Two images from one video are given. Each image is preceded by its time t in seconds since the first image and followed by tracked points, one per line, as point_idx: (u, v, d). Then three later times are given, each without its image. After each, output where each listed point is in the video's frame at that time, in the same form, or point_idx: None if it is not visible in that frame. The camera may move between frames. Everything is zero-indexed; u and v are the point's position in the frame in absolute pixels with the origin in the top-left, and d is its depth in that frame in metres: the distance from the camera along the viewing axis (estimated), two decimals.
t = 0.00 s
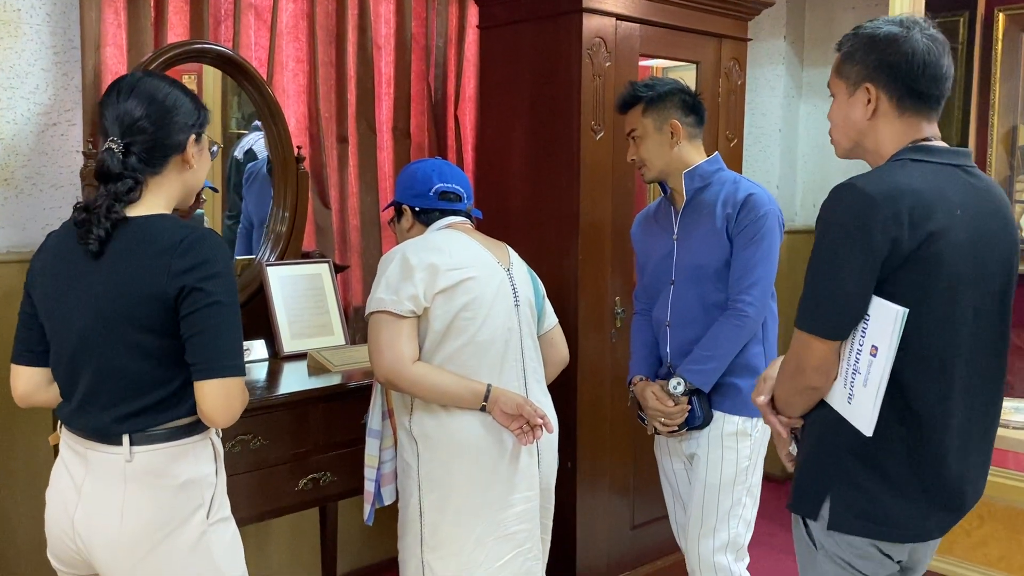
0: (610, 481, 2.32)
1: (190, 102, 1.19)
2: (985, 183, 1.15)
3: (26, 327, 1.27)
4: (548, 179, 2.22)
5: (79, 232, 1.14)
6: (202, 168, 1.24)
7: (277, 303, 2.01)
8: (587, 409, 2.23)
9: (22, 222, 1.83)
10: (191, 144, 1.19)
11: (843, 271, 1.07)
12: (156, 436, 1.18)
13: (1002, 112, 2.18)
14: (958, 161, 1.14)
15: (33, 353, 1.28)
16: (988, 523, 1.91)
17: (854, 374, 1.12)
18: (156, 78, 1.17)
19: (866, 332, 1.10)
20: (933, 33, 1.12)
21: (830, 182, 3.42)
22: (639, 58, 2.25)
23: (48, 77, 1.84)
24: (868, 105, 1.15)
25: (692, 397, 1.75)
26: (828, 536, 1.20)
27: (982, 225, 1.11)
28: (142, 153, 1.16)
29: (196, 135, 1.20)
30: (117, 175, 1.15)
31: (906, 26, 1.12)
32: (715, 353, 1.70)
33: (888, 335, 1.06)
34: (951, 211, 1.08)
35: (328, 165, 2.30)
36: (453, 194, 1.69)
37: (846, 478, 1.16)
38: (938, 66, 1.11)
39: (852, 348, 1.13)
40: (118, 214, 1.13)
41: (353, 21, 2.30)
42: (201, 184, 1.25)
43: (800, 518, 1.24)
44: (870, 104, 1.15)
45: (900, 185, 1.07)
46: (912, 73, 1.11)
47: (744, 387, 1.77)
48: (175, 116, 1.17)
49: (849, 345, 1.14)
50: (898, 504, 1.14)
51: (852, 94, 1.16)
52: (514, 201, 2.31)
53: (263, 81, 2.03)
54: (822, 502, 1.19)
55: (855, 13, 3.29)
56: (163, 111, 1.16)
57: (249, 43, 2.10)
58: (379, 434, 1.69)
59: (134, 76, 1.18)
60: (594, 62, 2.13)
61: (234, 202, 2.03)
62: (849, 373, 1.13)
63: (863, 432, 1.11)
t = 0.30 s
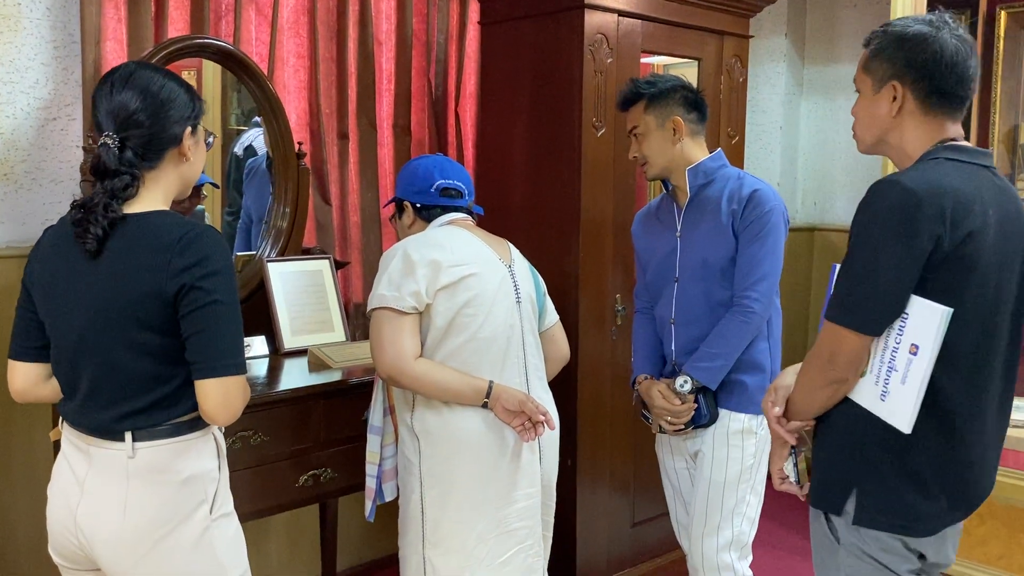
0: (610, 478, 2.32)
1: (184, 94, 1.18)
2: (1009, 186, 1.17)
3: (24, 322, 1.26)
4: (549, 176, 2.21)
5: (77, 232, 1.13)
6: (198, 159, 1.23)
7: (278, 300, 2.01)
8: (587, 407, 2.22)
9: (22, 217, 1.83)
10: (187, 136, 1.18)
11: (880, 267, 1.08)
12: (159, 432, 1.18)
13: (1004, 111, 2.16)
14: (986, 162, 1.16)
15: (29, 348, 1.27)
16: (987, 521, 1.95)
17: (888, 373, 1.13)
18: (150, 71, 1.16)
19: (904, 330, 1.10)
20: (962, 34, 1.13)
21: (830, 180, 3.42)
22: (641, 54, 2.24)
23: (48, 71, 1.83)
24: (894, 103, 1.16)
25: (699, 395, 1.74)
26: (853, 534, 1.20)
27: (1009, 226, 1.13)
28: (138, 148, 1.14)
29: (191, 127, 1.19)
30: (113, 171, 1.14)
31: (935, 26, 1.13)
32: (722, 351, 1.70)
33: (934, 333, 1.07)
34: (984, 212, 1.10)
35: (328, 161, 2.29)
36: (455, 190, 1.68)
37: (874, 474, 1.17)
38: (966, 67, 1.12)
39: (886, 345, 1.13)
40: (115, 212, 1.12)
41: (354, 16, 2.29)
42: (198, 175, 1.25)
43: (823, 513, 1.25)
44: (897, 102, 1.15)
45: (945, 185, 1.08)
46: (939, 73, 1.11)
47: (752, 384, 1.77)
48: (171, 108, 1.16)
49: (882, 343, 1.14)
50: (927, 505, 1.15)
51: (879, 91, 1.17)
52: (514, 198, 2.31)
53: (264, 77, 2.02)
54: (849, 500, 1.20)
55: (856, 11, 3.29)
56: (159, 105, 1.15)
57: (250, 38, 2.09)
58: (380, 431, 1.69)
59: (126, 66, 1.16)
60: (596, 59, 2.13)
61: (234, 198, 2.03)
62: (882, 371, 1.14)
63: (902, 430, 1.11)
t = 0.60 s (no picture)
0: (610, 477, 2.32)
1: (179, 90, 1.18)
2: None
3: (21, 321, 1.26)
4: (548, 176, 2.21)
5: (71, 233, 1.13)
6: (194, 155, 1.23)
7: (277, 299, 2.01)
8: (587, 406, 2.22)
9: (22, 215, 1.83)
10: (181, 133, 1.18)
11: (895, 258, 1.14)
12: (160, 430, 1.18)
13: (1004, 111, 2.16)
14: (1005, 162, 1.23)
15: (25, 346, 1.27)
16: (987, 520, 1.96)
17: (919, 362, 1.16)
18: (144, 67, 1.16)
19: (934, 319, 1.15)
20: (981, 41, 1.20)
21: (830, 179, 3.42)
22: (641, 53, 2.24)
23: (48, 69, 1.83)
24: (918, 103, 1.21)
25: (698, 394, 1.74)
26: (880, 520, 1.23)
27: None
28: (130, 147, 1.14)
29: (187, 124, 1.19)
30: (105, 171, 1.14)
31: (957, 32, 1.20)
32: (723, 351, 1.70)
33: (965, 319, 1.11)
34: (1008, 207, 1.16)
35: (329, 159, 2.29)
36: (455, 189, 1.68)
37: (905, 463, 1.20)
38: (985, 71, 1.19)
39: (916, 336, 1.18)
40: (109, 213, 1.12)
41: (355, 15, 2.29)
42: (194, 172, 1.24)
43: (848, 500, 1.27)
44: (920, 102, 1.21)
45: (969, 182, 1.13)
46: (962, 77, 1.18)
47: (749, 384, 1.77)
48: (165, 106, 1.15)
49: (912, 334, 1.18)
50: (952, 496, 1.19)
51: (902, 91, 1.22)
52: (514, 197, 2.31)
53: (264, 76, 2.02)
54: (878, 490, 1.22)
55: (857, 10, 3.29)
56: (153, 103, 1.14)
57: (250, 37, 2.09)
58: (380, 429, 1.69)
59: (119, 64, 1.16)
60: (596, 58, 2.13)
61: (234, 196, 2.02)
62: (912, 360, 1.17)
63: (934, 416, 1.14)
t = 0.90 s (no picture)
0: (610, 477, 2.32)
1: (174, 89, 1.17)
2: None
3: (21, 322, 1.26)
4: (548, 176, 2.22)
5: (66, 234, 1.13)
6: (190, 155, 1.23)
7: (277, 299, 2.01)
8: (587, 406, 2.23)
9: (23, 215, 1.83)
10: (176, 133, 1.18)
11: (924, 262, 1.15)
12: (161, 429, 1.18)
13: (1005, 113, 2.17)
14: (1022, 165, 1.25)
15: (25, 346, 1.27)
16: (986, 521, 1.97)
17: (947, 360, 1.17)
18: (138, 66, 1.16)
19: (964, 318, 1.16)
20: (996, 49, 1.22)
21: (829, 181, 3.43)
22: (641, 54, 2.24)
23: (49, 69, 1.84)
24: (935, 107, 1.23)
25: (699, 395, 1.75)
26: (903, 517, 1.23)
27: None
28: (123, 146, 1.14)
29: (182, 124, 1.19)
30: (99, 171, 1.14)
31: (974, 39, 1.21)
32: (723, 351, 1.70)
33: (997, 317, 1.12)
34: None
35: (329, 159, 2.30)
36: (456, 189, 1.68)
37: (931, 457, 1.21)
38: (1001, 79, 1.20)
39: (944, 334, 1.18)
40: (103, 214, 1.12)
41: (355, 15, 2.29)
42: (191, 171, 1.24)
43: (870, 496, 1.26)
44: (937, 107, 1.22)
45: (998, 183, 1.15)
46: (980, 83, 1.19)
47: (750, 385, 1.77)
48: (159, 105, 1.15)
49: (939, 332, 1.19)
50: (973, 491, 1.21)
51: (919, 96, 1.23)
52: (513, 198, 2.31)
53: (265, 76, 2.02)
54: (903, 486, 1.22)
55: (856, 12, 3.30)
56: (148, 102, 1.14)
57: (251, 37, 2.09)
58: (381, 429, 1.70)
59: (114, 63, 1.16)
60: (597, 59, 2.13)
61: (234, 196, 2.03)
62: (941, 358, 1.18)
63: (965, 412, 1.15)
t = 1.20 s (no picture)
0: (610, 478, 2.33)
1: (177, 89, 1.18)
2: None
3: (23, 320, 1.27)
4: (547, 177, 2.22)
5: (67, 235, 1.13)
6: (192, 156, 1.23)
7: (278, 299, 2.01)
8: (587, 407, 2.23)
9: (25, 215, 1.83)
10: (178, 133, 1.18)
11: (937, 266, 1.15)
12: (159, 429, 1.18)
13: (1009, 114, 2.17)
14: None
15: (26, 346, 1.27)
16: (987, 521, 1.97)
17: (961, 361, 1.17)
18: (141, 67, 1.16)
19: (977, 320, 1.16)
20: (1005, 54, 1.22)
21: (829, 182, 3.43)
22: (641, 56, 2.25)
23: (51, 69, 1.84)
24: (946, 111, 1.23)
25: (700, 396, 1.75)
26: (912, 517, 1.24)
27: None
28: (125, 147, 1.14)
29: (184, 124, 1.19)
30: (100, 172, 1.14)
31: (983, 44, 1.22)
32: (724, 352, 1.70)
33: (1012, 319, 1.12)
34: None
35: (330, 160, 2.30)
36: (456, 190, 1.69)
37: (941, 457, 1.21)
38: (1010, 84, 1.21)
39: (957, 336, 1.18)
40: (104, 214, 1.12)
41: (357, 16, 2.30)
42: (192, 172, 1.24)
43: (878, 496, 1.27)
44: (948, 110, 1.23)
45: (1010, 186, 1.15)
46: (990, 87, 1.20)
47: (750, 386, 1.77)
48: (161, 106, 1.15)
49: (952, 334, 1.19)
50: (982, 490, 1.22)
51: (930, 100, 1.24)
52: (513, 199, 2.32)
53: (266, 77, 2.02)
54: (914, 486, 1.23)
55: (856, 13, 3.30)
56: (150, 102, 1.15)
57: (252, 38, 2.10)
58: (382, 430, 1.70)
59: (117, 63, 1.16)
60: (597, 61, 2.13)
61: (235, 197, 2.03)
62: (954, 360, 1.18)
63: (979, 413, 1.15)
